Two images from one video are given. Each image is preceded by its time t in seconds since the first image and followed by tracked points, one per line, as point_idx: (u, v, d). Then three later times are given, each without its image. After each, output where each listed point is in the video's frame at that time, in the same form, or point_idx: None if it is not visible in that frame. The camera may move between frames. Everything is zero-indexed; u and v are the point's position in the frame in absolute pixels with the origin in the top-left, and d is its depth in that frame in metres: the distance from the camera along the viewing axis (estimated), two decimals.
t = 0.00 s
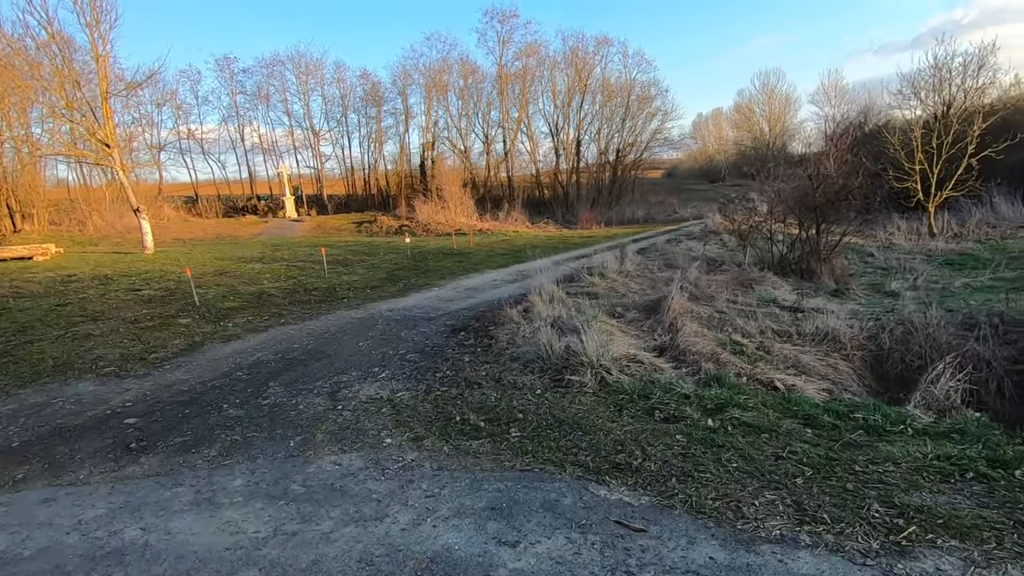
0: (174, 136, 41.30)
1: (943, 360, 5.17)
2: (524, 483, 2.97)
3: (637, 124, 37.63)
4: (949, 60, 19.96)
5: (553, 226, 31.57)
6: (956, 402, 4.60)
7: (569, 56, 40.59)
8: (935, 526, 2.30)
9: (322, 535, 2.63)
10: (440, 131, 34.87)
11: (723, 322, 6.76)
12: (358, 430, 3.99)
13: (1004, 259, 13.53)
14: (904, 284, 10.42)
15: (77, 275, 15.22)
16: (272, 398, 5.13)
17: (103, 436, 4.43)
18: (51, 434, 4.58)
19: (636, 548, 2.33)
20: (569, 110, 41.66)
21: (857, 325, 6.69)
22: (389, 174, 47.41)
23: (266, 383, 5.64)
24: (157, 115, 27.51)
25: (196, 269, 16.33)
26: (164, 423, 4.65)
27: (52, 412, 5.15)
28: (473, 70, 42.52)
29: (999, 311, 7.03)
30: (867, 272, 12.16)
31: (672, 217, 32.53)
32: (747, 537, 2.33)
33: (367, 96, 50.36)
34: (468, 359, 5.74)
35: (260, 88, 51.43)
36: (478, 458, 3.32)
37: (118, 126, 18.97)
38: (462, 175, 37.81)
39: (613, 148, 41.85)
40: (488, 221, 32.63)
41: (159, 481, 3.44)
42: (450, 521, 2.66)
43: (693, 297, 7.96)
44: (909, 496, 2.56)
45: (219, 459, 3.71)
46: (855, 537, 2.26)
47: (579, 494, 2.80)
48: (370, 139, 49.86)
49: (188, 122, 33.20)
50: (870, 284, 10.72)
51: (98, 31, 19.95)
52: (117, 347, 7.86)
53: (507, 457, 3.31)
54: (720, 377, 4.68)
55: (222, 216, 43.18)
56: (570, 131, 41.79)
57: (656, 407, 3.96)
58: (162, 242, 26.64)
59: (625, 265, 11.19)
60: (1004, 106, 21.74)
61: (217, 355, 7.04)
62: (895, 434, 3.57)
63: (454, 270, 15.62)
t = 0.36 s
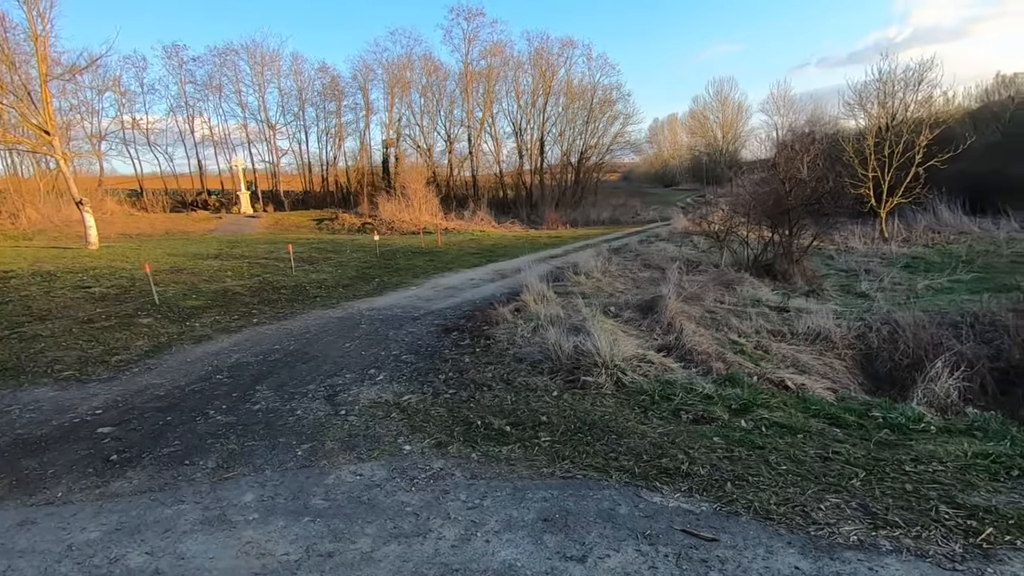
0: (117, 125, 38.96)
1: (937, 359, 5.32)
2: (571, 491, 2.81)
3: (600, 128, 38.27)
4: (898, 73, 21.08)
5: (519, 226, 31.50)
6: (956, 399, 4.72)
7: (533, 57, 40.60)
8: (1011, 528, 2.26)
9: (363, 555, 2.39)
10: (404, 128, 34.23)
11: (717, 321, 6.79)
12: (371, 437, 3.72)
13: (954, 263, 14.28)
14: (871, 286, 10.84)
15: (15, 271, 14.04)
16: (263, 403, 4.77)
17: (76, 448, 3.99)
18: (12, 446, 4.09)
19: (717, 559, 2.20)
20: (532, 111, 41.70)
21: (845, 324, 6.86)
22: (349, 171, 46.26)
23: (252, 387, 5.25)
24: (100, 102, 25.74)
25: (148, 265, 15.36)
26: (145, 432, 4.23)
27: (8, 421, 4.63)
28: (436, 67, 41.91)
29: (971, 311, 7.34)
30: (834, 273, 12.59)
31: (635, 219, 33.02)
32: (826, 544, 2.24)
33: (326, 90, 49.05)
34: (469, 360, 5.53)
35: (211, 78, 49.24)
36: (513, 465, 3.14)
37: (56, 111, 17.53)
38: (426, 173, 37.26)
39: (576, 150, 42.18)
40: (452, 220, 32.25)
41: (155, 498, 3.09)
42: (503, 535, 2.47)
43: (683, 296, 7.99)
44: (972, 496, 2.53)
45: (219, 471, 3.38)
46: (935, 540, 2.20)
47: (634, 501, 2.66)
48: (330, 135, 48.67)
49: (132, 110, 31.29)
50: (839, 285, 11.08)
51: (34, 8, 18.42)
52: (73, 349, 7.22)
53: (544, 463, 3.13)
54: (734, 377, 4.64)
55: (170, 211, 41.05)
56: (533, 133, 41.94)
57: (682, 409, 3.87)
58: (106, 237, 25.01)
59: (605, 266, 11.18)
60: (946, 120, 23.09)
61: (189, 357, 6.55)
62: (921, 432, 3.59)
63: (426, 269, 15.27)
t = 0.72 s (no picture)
0: (64, 110, 36.76)
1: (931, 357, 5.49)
2: (620, 493, 2.72)
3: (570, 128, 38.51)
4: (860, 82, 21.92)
5: (490, 224, 31.37)
6: (953, 395, 4.88)
7: (504, 55, 40.37)
8: None
9: (417, 567, 2.24)
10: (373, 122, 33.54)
11: (714, 319, 6.84)
12: (393, 439, 3.55)
13: (914, 265, 14.94)
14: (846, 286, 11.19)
15: None
16: (262, 404, 4.51)
17: (62, 455, 3.66)
18: None
19: (792, 561, 2.16)
20: (502, 108, 41.50)
21: (834, 323, 7.03)
22: (314, 164, 45.08)
23: (246, 387, 4.97)
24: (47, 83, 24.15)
25: (107, 258, 14.51)
26: (137, 437, 3.93)
27: None
28: (405, 61, 41.22)
29: (947, 310, 7.65)
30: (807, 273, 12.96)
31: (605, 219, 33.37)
32: (896, 544, 2.22)
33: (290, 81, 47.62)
34: (474, 358, 5.39)
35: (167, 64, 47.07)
36: (552, 467, 3.03)
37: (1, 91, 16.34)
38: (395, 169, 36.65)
39: (545, 149, 42.29)
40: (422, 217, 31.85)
41: (166, 509, 2.85)
42: (562, 542, 2.36)
43: (675, 294, 8.03)
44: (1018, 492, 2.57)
45: (233, 478, 3.14)
46: (1001, 538, 2.22)
47: (688, 503, 2.60)
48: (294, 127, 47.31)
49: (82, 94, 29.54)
50: (815, 285, 11.40)
51: None
52: (37, 347, 6.70)
53: (583, 465, 3.04)
54: (748, 375, 4.65)
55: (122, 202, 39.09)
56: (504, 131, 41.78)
57: (707, 406, 3.85)
58: (54, 228, 23.55)
59: (590, 264, 11.17)
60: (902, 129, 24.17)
61: (170, 355, 6.18)
62: (940, 429, 3.67)
63: (404, 266, 14.97)
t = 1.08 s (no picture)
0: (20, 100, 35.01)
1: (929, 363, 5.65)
2: (671, 502, 2.67)
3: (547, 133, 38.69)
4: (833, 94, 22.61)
5: (469, 226, 31.23)
6: (955, 400, 5.02)
7: (482, 57, 40.22)
8: None
9: None
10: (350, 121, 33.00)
11: (715, 324, 6.89)
12: (420, 446, 3.43)
13: (886, 272, 15.44)
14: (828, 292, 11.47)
15: None
16: (270, 409, 4.31)
17: (61, 465, 3.41)
18: None
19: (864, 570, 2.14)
20: (480, 111, 41.35)
21: (829, 329, 7.17)
22: (287, 162, 44.13)
23: (249, 392, 4.75)
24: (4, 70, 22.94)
25: (74, 255, 13.85)
26: (141, 445, 3.70)
27: None
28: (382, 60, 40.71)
29: (932, 317, 7.90)
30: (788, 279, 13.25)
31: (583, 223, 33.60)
32: (960, 551, 2.23)
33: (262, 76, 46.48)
34: (484, 362, 5.28)
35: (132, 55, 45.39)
36: (595, 475, 2.97)
37: None
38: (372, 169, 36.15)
39: (522, 152, 42.38)
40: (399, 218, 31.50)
41: (191, 523, 2.67)
42: (625, 555, 2.30)
43: (672, 298, 8.07)
44: None
45: (257, 490, 2.97)
46: None
47: (743, 512, 2.56)
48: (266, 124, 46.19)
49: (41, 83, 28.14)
50: (798, 291, 11.66)
51: None
52: (11, 348, 6.29)
53: (626, 472, 2.98)
54: (763, 381, 4.68)
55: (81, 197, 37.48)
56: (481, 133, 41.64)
57: (733, 412, 3.84)
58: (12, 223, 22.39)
59: (581, 267, 11.17)
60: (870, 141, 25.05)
61: (158, 358, 5.89)
62: (958, 434, 3.75)
63: (388, 267, 14.73)
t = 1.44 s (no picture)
0: None
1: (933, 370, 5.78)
2: (728, 513, 2.63)
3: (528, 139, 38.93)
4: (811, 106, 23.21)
5: (451, 230, 31.08)
6: (961, 407, 5.14)
7: (464, 62, 40.12)
8: None
9: None
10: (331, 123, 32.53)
11: (720, 331, 6.93)
12: (456, 457, 3.32)
13: (865, 281, 15.86)
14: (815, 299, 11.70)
15: None
16: (286, 418, 4.14)
17: (72, 480, 3.20)
18: None
19: None
20: (461, 115, 41.24)
21: (830, 337, 7.28)
22: (263, 163, 43.29)
23: (259, 400, 4.57)
24: None
25: (46, 256, 13.27)
26: (156, 457, 3.50)
27: None
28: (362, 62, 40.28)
29: (923, 325, 8.10)
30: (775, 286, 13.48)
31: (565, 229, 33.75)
32: None
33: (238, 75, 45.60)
34: (500, 368, 5.20)
35: (101, 50, 43.98)
36: (644, 485, 2.91)
37: None
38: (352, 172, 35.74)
39: (503, 157, 42.46)
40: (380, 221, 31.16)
41: (230, 541, 2.52)
42: (694, 569, 2.24)
43: (673, 304, 8.12)
44: None
45: (293, 504, 2.83)
46: None
47: (803, 522, 2.54)
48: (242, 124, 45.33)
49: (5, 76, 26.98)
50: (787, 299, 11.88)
51: None
52: None
53: (674, 482, 2.94)
54: (782, 389, 4.70)
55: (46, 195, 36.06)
56: (462, 138, 41.58)
57: (763, 420, 3.83)
58: None
59: (576, 273, 11.17)
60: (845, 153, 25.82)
61: (155, 364, 5.63)
62: (982, 441, 3.81)
63: (377, 271, 14.51)
